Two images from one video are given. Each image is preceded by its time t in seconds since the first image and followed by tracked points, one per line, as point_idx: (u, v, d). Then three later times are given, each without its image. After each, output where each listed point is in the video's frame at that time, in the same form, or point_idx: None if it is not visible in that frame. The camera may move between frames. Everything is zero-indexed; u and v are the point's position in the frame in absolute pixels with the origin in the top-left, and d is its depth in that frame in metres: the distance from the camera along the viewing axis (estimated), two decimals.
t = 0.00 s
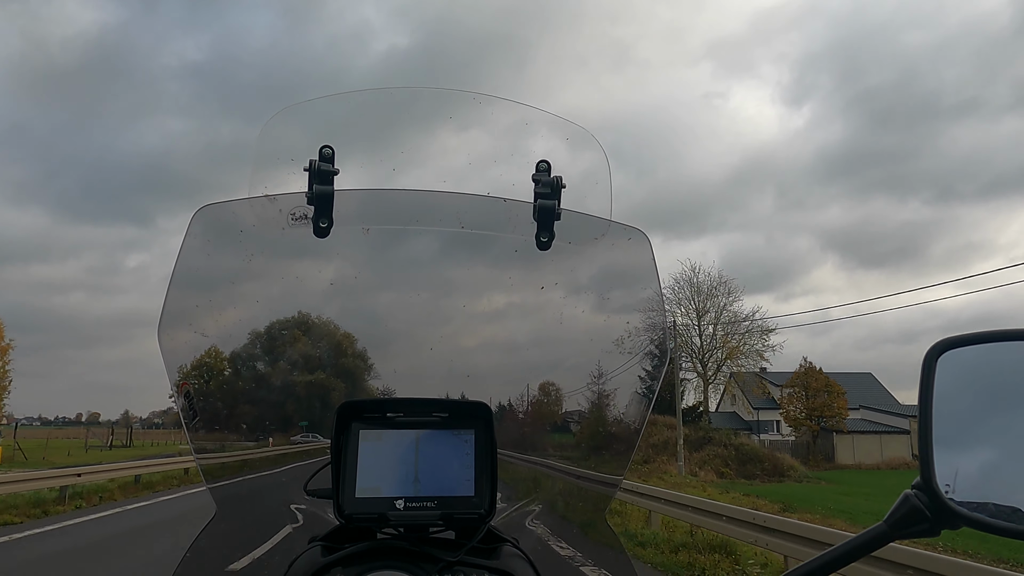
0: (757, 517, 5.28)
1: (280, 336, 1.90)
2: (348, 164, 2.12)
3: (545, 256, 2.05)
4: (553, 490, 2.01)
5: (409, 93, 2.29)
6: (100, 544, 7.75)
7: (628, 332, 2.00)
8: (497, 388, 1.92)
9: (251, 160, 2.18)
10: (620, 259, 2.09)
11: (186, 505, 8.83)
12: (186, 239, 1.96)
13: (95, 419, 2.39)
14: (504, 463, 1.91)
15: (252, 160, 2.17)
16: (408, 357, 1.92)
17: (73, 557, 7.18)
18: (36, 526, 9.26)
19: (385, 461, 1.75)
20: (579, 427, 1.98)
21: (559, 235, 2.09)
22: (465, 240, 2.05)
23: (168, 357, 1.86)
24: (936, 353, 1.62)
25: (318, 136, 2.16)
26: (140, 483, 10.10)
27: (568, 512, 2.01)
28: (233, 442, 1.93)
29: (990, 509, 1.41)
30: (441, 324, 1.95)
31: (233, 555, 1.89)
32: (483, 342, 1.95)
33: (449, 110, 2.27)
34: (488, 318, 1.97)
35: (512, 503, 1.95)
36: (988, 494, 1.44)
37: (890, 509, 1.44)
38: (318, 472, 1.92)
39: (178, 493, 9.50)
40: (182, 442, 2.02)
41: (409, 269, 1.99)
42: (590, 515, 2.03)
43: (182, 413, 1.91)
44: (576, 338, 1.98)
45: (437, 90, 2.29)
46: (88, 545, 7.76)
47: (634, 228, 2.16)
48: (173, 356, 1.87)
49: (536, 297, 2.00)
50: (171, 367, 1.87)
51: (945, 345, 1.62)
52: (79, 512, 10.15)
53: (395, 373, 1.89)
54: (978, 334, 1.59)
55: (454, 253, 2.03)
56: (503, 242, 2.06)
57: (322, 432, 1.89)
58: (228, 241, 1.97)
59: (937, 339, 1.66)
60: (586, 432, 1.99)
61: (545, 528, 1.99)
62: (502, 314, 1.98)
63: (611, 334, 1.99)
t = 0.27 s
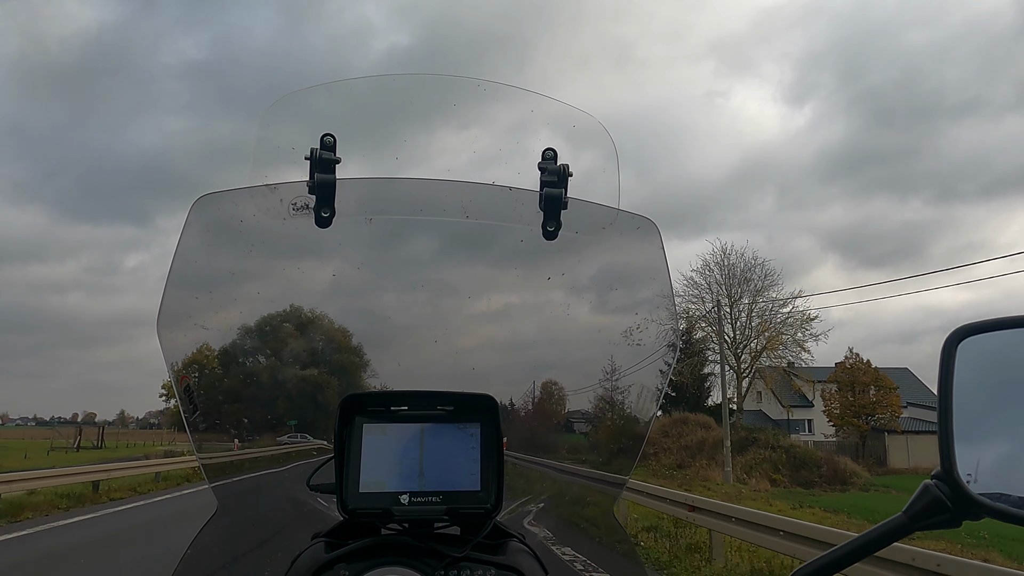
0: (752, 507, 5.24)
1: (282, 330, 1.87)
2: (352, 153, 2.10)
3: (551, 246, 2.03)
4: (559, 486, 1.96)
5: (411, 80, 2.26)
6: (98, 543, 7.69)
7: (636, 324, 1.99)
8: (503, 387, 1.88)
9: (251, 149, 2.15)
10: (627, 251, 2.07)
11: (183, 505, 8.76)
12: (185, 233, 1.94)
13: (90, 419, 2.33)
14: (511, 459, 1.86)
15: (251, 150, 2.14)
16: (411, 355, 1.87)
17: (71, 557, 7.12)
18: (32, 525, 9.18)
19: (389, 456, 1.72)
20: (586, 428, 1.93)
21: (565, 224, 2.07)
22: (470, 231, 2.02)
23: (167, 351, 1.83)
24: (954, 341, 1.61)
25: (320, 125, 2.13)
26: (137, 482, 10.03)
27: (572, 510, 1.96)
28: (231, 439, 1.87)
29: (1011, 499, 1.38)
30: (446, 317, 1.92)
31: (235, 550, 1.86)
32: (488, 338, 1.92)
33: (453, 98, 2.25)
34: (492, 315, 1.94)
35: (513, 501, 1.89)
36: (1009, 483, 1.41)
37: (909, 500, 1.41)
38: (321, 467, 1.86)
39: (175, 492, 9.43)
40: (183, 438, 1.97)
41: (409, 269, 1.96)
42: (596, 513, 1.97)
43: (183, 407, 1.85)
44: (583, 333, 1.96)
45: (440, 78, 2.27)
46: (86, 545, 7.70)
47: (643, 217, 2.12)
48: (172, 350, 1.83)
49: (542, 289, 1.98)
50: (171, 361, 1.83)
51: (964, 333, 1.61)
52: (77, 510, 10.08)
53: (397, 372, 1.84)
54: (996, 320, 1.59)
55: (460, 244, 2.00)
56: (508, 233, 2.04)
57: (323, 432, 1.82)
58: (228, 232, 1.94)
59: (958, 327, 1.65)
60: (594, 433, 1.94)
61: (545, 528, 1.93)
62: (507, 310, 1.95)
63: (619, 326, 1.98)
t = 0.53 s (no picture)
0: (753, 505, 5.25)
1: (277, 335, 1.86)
2: (345, 157, 2.09)
3: (548, 246, 2.02)
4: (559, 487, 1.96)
5: (405, 84, 2.26)
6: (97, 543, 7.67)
7: (632, 325, 1.99)
8: (502, 389, 1.88)
9: (244, 154, 2.14)
10: (624, 252, 2.06)
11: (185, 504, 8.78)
12: (179, 238, 1.93)
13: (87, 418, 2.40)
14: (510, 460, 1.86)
15: (245, 154, 2.14)
16: (410, 358, 1.88)
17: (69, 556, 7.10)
18: (35, 525, 9.21)
19: (387, 459, 1.71)
20: (586, 427, 1.93)
21: (561, 224, 2.07)
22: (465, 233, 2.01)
23: (163, 358, 1.82)
24: (950, 336, 1.61)
25: (314, 130, 2.13)
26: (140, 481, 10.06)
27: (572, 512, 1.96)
28: (229, 442, 1.87)
29: (1011, 493, 1.37)
30: (443, 320, 1.91)
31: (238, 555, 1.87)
32: (485, 340, 1.92)
33: (446, 100, 2.25)
34: (490, 316, 1.93)
35: (513, 503, 1.89)
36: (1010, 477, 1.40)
37: (909, 496, 1.41)
38: (320, 472, 1.87)
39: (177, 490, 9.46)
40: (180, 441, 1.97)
41: (406, 271, 1.95)
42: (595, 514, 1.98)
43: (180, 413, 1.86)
44: (581, 334, 1.96)
45: (434, 80, 2.27)
46: (85, 544, 7.69)
47: (639, 217, 2.12)
48: (168, 356, 1.83)
49: (539, 291, 1.97)
50: (167, 368, 1.83)
51: (960, 327, 1.61)
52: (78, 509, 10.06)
53: (397, 374, 1.86)
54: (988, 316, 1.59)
55: (455, 247, 1.99)
56: (504, 234, 2.03)
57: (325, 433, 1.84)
58: (224, 236, 1.94)
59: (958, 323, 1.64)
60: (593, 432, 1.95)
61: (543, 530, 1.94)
62: (504, 312, 1.94)
63: (616, 327, 1.98)
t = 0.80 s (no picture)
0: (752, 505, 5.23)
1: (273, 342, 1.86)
2: (339, 164, 2.08)
3: (544, 251, 2.01)
4: (556, 490, 1.97)
5: (399, 89, 2.25)
6: (97, 541, 7.67)
7: (628, 328, 1.98)
8: (499, 393, 1.88)
9: (239, 160, 2.13)
10: (620, 255, 2.06)
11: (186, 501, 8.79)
12: (175, 244, 1.92)
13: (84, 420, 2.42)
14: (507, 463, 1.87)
15: (240, 160, 2.13)
16: (407, 362, 1.87)
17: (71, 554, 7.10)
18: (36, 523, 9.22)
19: (386, 466, 1.71)
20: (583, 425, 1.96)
21: (557, 228, 2.06)
22: (461, 238, 2.01)
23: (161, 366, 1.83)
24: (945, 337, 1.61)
25: (309, 136, 2.12)
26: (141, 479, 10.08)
27: (570, 514, 1.97)
28: (228, 448, 1.88)
29: (1008, 492, 1.37)
30: (440, 325, 1.91)
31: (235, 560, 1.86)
32: (482, 345, 1.91)
33: (441, 106, 2.23)
34: (488, 320, 1.93)
35: (512, 507, 1.89)
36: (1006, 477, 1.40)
37: (906, 497, 1.41)
38: (319, 478, 1.88)
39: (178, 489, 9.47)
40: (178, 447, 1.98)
41: (402, 275, 1.95)
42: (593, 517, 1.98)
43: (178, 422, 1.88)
44: (577, 337, 1.95)
45: (429, 86, 2.26)
46: (86, 543, 7.68)
47: (635, 221, 2.12)
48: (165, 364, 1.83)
49: (535, 295, 1.97)
50: (164, 377, 1.84)
51: (953, 329, 1.61)
52: (79, 508, 10.05)
53: (394, 379, 1.85)
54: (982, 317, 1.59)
55: (451, 252, 1.99)
56: (500, 239, 2.02)
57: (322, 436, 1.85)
58: (219, 243, 1.94)
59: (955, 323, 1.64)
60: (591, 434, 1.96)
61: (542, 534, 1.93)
62: (501, 317, 1.94)
63: (613, 330, 1.97)
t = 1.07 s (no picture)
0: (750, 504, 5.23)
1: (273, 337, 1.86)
2: (340, 160, 2.08)
3: (544, 248, 2.02)
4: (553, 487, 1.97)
5: (401, 86, 2.25)
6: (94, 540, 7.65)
7: (629, 323, 1.99)
8: (498, 389, 1.88)
9: (240, 157, 2.14)
10: (620, 251, 2.07)
11: (187, 502, 8.77)
12: (176, 242, 1.93)
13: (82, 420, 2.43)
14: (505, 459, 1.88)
15: (241, 158, 2.13)
16: (408, 359, 1.88)
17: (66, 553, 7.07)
18: (37, 522, 9.21)
19: (387, 462, 1.72)
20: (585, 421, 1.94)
21: (557, 225, 2.06)
22: (461, 236, 2.01)
23: (162, 362, 1.83)
24: (947, 332, 1.61)
25: (309, 133, 2.12)
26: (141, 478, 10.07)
27: (571, 511, 1.97)
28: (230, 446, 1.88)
29: (1007, 488, 1.37)
30: (440, 321, 1.91)
31: (234, 557, 1.85)
32: (483, 342, 1.92)
33: (442, 104, 2.24)
34: (489, 318, 1.93)
35: (511, 504, 1.91)
36: (1004, 472, 1.40)
37: (906, 491, 1.40)
38: (320, 474, 1.89)
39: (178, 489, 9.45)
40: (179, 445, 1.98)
41: (404, 271, 1.96)
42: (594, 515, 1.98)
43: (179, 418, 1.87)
44: (576, 334, 1.96)
45: (429, 83, 2.26)
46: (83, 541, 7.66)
47: (634, 217, 2.13)
48: (166, 361, 1.83)
49: (535, 292, 1.97)
50: (167, 376, 1.84)
51: (953, 326, 1.61)
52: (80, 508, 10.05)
53: (395, 376, 1.86)
54: (985, 311, 1.59)
55: (452, 250, 1.99)
56: (501, 237, 2.03)
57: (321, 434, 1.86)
58: (220, 240, 1.94)
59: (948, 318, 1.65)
60: (592, 434, 1.96)
61: (542, 532, 1.94)
62: (502, 313, 1.94)
63: (613, 327, 1.97)
